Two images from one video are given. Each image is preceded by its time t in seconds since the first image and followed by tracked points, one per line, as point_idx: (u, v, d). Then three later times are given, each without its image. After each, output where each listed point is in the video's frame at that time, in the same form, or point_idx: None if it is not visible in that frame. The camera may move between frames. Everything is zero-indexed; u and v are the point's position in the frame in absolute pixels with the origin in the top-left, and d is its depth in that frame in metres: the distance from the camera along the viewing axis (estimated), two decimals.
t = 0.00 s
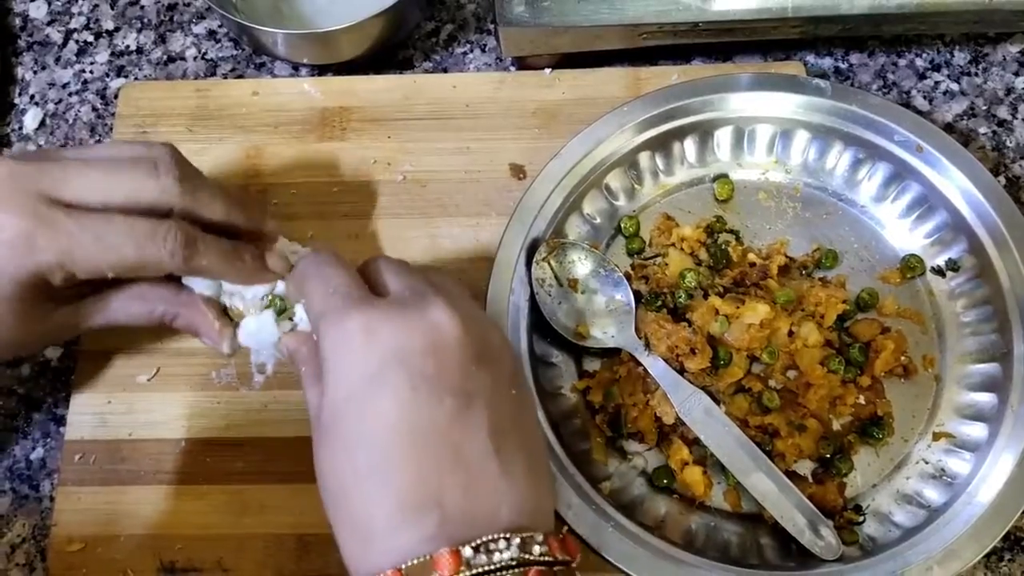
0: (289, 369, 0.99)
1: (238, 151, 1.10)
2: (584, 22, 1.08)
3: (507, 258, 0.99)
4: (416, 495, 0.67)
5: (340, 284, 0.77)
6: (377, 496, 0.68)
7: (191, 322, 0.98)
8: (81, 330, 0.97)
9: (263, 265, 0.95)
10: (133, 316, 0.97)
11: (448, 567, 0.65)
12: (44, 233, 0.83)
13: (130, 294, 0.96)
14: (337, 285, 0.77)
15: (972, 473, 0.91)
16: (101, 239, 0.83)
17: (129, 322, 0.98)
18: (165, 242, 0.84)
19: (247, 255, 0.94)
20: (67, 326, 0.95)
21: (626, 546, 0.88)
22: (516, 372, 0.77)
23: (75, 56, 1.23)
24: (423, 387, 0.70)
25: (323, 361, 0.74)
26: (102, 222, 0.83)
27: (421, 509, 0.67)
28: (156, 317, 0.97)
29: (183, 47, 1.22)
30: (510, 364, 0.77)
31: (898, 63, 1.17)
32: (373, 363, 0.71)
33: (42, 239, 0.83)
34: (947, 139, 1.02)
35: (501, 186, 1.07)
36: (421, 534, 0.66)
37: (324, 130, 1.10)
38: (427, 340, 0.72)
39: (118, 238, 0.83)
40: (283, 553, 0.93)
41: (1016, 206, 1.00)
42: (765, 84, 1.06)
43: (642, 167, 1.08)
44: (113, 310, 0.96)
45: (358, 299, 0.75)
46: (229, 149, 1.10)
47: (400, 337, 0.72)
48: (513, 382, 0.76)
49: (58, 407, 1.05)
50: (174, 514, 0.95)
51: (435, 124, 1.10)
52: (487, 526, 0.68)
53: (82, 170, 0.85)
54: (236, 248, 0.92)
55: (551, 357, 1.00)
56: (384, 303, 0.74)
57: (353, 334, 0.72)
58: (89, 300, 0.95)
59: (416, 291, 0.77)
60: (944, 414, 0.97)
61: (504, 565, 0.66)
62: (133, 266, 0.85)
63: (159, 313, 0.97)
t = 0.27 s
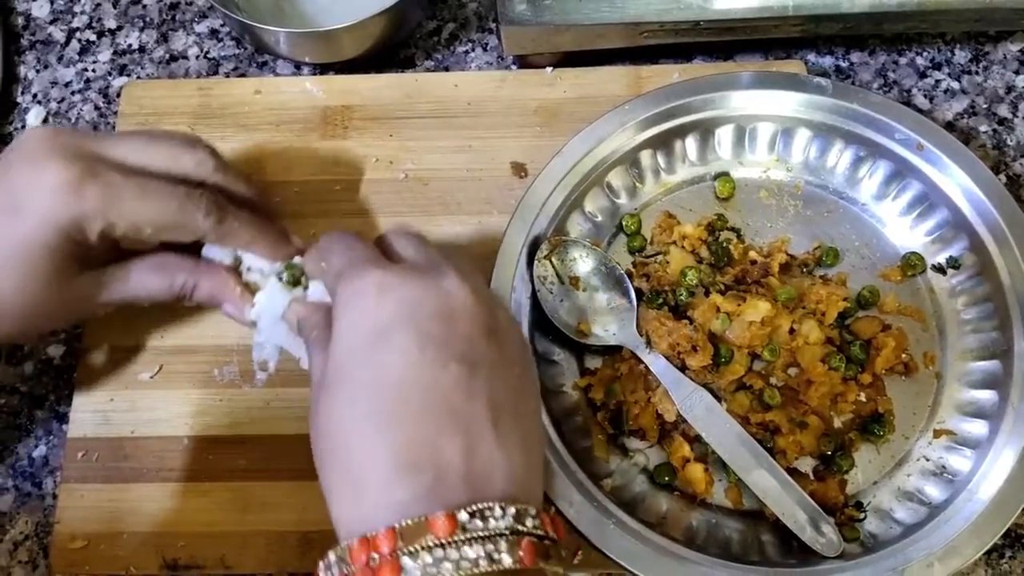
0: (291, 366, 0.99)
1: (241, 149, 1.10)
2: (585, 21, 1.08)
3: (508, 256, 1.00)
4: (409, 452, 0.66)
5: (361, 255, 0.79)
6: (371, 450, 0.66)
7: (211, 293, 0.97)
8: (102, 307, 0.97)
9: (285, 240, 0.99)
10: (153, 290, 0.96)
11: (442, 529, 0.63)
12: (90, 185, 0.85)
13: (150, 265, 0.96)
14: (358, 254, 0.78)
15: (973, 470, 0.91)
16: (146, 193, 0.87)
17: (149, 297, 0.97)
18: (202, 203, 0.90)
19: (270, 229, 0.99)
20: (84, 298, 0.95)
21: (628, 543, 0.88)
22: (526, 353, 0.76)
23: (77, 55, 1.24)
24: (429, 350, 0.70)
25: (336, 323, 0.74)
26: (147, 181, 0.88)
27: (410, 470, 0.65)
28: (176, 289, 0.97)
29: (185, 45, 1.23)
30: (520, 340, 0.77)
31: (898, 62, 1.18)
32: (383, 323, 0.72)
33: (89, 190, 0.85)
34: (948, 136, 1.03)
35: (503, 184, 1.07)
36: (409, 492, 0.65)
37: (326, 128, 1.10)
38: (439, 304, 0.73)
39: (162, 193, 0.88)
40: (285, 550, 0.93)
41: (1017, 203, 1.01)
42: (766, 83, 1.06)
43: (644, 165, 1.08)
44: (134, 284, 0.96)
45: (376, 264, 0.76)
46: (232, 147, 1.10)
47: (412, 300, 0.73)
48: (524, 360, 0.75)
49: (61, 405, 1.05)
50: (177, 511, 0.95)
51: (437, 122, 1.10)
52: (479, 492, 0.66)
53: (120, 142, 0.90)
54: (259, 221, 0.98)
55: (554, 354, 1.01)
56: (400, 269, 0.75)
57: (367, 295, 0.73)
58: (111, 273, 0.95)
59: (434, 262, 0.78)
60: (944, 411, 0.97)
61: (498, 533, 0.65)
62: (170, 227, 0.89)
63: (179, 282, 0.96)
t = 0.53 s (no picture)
0: (291, 365, 0.99)
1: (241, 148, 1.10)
2: (585, 20, 1.08)
3: (508, 255, 1.00)
4: (376, 516, 0.69)
5: (344, 289, 0.78)
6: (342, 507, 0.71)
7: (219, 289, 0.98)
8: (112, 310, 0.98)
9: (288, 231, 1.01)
10: (163, 288, 0.98)
11: None
12: (100, 193, 0.86)
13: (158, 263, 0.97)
14: (341, 290, 0.78)
15: (973, 468, 0.91)
16: (155, 199, 0.88)
17: (158, 294, 0.98)
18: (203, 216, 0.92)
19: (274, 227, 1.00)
20: (98, 301, 0.95)
21: (627, 541, 0.88)
22: (505, 400, 0.78)
23: (77, 54, 1.24)
24: (404, 412, 0.72)
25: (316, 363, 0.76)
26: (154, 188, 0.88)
27: (380, 529, 0.69)
28: (185, 285, 0.98)
29: (185, 45, 1.23)
30: (501, 383, 0.78)
31: (898, 61, 1.18)
32: (359, 376, 0.73)
33: (99, 197, 0.86)
34: (947, 136, 1.03)
35: (503, 183, 1.08)
36: (377, 555, 0.68)
37: (326, 127, 1.10)
38: (414, 362, 0.73)
39: (169, 201, 0.89)
40: (285, 548, 0.93)
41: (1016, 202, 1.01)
42: (765, 82, 1.06)
43: (643, 164, 1.08)
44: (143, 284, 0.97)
45: (358, 305, 0.76)
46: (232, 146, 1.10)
47: (388, 355, 0.73)
48: (500, 409, 0.77)
49: (61, 403, 1.05)
50: (177, 509, 0.95)
51: (437, 121, 1.10)
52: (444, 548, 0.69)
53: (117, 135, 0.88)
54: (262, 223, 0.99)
55: (553, 353, 1.01)
56: (381, 315, 0.75)
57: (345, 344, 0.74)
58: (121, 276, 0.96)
59: (418, 297, 0.78)
60: (944, 410, 0.97)
61: None
62: (178, 236, 0.90)
63: (188, 278, 0.98)
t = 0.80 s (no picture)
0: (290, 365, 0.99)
1: (240, 148, 1.10)
2: (584, 19, 1.08)
3: (507, 255, 1.00)
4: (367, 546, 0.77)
5: (323, 334, 0.82)
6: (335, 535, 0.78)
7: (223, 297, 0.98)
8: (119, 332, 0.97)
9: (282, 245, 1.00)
10: (166, 304, 0.97)
11: None
12: (93, 229, 0.84)
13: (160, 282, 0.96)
14: (319, 339, 0.82)
15: (972, 468, 0.91)
16: (150, 230, 0.87)
17: (162, 312, 0.98)
18: (201, 239, 0.91)
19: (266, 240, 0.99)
20: (105, 326, 0.95)
21: (625, 540, 0.88)
22: (482, 439, 0.83)
23: (77, 54, 1.24)
24: (381, 459, 0.78)
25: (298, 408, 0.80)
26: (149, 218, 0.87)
27: (371, 555, 0.76)
28: (189, 300, 0.98)
29: (185, 45, 1.23)
30: (479, 424, 0.83)
31: (897, 61, 1.18)
32: (340, 424, 0.78)
33: (92, 234, 0.84)
34: (946, 135, 1.03)
35: (502, 183, 1.08)
36: None
37: (326, 127, 1.11)
38: (391, 411, 0.78)
39: (164, 231, 0.88)
40: (283, 548, 0.93)
41: (1015, 202, 1.01)
42: (764, 81, 1.06)
43: (642, 163, 1.08)
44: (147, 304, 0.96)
45: (337, 352, 0.80)
46: (232, 146, 1.10)
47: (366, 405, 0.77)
48: (478, 443, 0.82)
49: (60, 403, 1.05)
50: (176, 509, 0.95)
51: (436, 121, 1.10)
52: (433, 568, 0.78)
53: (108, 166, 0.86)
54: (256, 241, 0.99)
55: (552, 353, 1.01)
56: (358, 360, 0.79)
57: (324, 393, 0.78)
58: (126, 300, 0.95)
59: (394, 343, 0.81)
60: (943, 409, 0.97)
61: None
62: (175, 263, 0.89)
63: (190, 293, 0.97)
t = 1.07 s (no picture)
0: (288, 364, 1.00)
1: (239, 148, 1.11)
2: (581, 20, 1.09)
3: (505, 255, 1.00)
4: (361, 543, 0.78)
5: (318, 333, 0.82)
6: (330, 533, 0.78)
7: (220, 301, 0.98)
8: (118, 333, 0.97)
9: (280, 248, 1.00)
10: (165, 307, 0.98)
11: None
12: (92, 236, 0.84)
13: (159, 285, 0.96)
14: (315, 338, 0.82)
15: (968, 467, 0.91)
16: (149, 235, 0.87)
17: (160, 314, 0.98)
18: (198, 242, 0.91)
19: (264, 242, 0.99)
20: (103, 326, 0.95)
21: (622, 539, 0.88)
22: (476, 439, 0.83)
23: (77, 54, 1.24)
24: (376, 458, 0.78)
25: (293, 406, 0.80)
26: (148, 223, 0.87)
27: (367, 556, 0.77)
28: (187, 303, 0.98)
29: (184, 45, 1.23)
30: (473, 424, 0.83)
31: (894, 61, 1.18)
32: (335, 422, 0.78)
33: (92, 240, 0.84)
34: (942, 135, 1.03)
35: (500, 183, 1.08)
36: None
37: (324, 128, 1.11)
38: (386, 410, 0.78)
39: (164, 235, 0.88)
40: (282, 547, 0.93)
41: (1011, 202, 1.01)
42: (762, 82, 1.06)
43: (640, 163, 1.09)
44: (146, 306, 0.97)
45: (333, 352, 0.80)
46: (231, 146, 1.11)
47: (361, 404, 0.77)
48: (472, 442, 0.83)
49: (60, 403, 1.06)
50: (175, 508, 0.95)
51: (434, 122, 1.11)
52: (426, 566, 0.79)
53: (107, 172, 0.85)
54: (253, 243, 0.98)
55: (549, 352, 1.01)
56: (354, 361, 0.78)
57: (319, 392, 0.78)
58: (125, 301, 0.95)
59: (389, 344, 0.82)
60: (939, 409, 0.97)
61: None
62: (174, 268, 0.90)
63: (188, 296, 0.98)
